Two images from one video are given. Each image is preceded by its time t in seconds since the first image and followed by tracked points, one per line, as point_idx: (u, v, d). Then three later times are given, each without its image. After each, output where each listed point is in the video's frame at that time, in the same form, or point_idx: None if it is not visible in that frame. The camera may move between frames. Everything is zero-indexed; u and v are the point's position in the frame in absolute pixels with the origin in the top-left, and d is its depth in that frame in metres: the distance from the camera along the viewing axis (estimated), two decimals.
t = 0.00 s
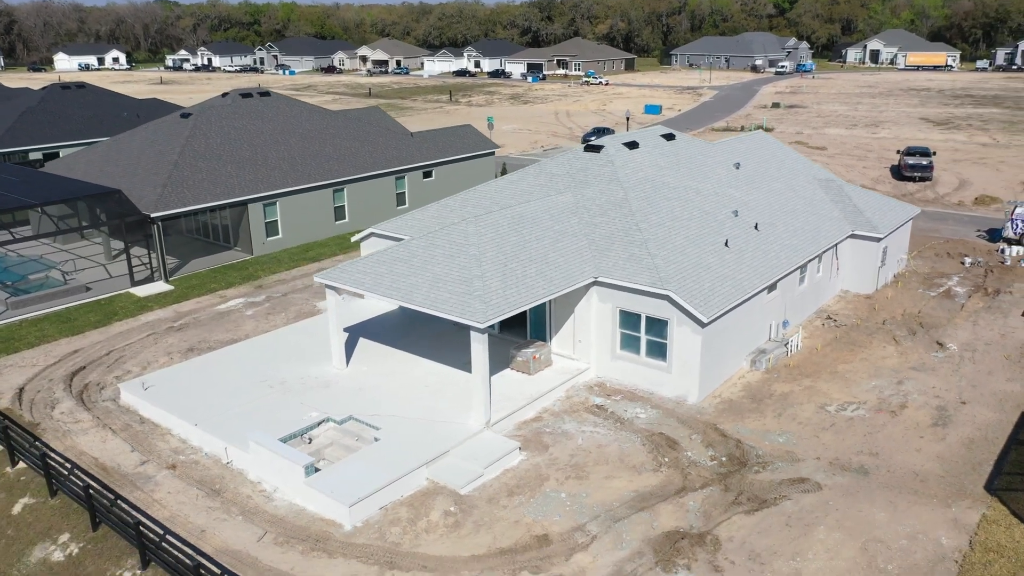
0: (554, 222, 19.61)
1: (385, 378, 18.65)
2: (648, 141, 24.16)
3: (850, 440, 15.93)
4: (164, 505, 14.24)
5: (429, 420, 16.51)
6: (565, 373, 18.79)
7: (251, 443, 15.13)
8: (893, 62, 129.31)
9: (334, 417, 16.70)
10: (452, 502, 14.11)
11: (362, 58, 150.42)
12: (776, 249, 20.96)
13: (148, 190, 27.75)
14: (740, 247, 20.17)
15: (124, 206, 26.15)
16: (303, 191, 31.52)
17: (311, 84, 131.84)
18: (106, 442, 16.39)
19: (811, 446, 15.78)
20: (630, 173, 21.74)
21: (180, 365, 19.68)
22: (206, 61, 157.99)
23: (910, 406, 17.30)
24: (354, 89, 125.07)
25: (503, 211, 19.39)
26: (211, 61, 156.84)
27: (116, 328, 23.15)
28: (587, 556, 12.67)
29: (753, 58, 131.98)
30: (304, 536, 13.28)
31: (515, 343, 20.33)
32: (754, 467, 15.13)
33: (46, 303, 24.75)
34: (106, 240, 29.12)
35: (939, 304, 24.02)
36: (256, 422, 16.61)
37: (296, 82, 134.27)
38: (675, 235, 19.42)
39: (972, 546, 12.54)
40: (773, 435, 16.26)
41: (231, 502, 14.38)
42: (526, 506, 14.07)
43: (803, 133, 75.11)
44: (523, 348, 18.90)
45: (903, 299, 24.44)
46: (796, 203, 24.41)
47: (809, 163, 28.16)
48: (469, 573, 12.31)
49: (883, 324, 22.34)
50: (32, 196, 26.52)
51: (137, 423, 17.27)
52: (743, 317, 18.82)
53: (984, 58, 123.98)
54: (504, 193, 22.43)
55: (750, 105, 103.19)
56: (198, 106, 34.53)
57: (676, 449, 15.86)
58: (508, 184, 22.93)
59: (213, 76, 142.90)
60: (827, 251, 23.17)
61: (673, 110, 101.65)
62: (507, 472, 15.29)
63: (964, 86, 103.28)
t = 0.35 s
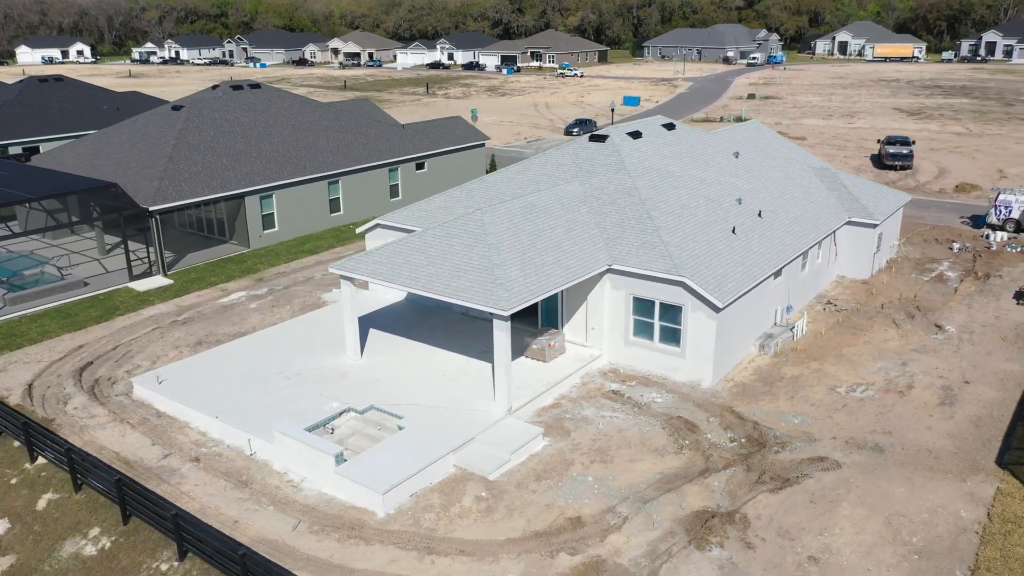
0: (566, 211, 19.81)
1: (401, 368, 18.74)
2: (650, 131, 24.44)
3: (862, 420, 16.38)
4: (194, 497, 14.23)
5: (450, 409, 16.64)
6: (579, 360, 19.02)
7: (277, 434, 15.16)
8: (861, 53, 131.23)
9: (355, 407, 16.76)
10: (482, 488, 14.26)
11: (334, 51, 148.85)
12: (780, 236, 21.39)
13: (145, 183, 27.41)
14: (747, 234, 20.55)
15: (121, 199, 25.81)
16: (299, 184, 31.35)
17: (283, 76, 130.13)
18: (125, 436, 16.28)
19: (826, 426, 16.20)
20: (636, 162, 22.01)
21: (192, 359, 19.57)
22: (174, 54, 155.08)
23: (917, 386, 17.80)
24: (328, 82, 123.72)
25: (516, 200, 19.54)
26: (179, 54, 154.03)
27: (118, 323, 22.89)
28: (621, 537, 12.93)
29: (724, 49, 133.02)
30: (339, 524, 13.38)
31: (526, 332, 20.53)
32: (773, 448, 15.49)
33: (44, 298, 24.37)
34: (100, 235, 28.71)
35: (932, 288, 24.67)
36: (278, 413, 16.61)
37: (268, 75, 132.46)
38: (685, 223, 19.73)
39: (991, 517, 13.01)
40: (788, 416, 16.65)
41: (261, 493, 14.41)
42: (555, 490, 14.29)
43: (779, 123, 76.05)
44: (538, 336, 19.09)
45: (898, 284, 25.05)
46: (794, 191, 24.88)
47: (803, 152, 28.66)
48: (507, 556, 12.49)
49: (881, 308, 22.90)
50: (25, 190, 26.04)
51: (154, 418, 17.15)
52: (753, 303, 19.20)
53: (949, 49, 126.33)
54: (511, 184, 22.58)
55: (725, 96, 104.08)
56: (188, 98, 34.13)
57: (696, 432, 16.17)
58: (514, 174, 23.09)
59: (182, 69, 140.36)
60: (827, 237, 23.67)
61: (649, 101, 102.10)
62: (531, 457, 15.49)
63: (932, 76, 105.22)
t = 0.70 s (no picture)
0: (572, 204, 19.99)
1: (412, 362, 18.79)
2: (647, 124, 24.73)
3: (870, 404, 16.82)
4: (217, 494, 14.18)
5: (466, 401, 16.75)
6: (588, 351, 19.23)
7: (296, 429, 15.13)
8: (826, 48, 133.30)
9: (371, 402, 16.78)
10: (506, 478, 14.41)
11: (302, 47, 147.13)
12: (779, 227, 21.80)
13: (136, 180, 27.01)
14: (748, 225, 20.92)
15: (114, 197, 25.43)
16: (291, 180, 31.13)
17: (252, 72, 128.27)
18: (140, 435, 16.15)
19: (835, 411, 16.61)
20: (637, 154, 22.25)
21: (198, 356, 19.42)
22: (137, 50, 152.00)
23: (918, 371, 18.31)
24: (298, 78, 122.28)
25: (523, 193, 19.67)
26: (143, 50, 151.02)
27: (117, 322, 22.60)
28: (648, 522, 13.16)
29: (693, 44, 134.12)
30: (368, 517, 13.43)
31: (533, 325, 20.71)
32: (786, 433, 15.86)
33: (38, 299, 23.98)
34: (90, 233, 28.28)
35: (922, 276, 25.32)
36: (294, 408, 16.57)
37: (235, 71, 130.49)
38: (688, 214, 20.02)
39: (1002, 495, 13.47)
40: (798, 402, 17.03)
41: (285, 488, 14.39)
42: (578, 478, 14.49)
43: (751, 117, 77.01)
44: (547, 328, 19.26)
45: (888, 272, 25.67)
46: (787, 182, 25.34)
47: (792, 144, 29.17)
48: (539, 544, 12.66)
49: (875, 296, 23.47)
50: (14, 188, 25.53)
51: (166, 416, 17.00)
52: (757, 293, 19.55)
53: (911, 43, 128.69)
54: (513, 177, 22.69)
55: (698, 90, 105.00)
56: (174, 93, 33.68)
57: (709, 419, 16.47)
58: (514, 168, 23.22)
59: (147, 65, 137.62)
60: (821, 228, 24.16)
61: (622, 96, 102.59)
62: (550, 447, 15.67)
63: (897, 70, 107.16)
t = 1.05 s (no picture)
0: (584, 203, 20.17)
1: (429, 361, 18.83)
2: (650, 123, 25.02)
3: (882, 395, 17.22)
4: (248, 496, 14.11)
5: (489, 400, 16.85)
6: (603, 348, 19.41)
7: (324, 430, 15.11)
8: (796, 48, 135.19)
9: (393, 401, 16.79)
10: (537, 474, 14.55)
11: (274, 48, 145.61)
12: (784, 224, 22.17)
13: (135, 183, 26.67)
14: (755, 221, 21.28)
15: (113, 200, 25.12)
16: (288, 181, 30.94)
17: (224, 74, 126.61)
18: (162, 438, 16.02)
19: (850, 402, 16.98)
20: (643, 153, 22.51)
21: (212, 359, 19.29)
22: (104, 52, 149.22)
23: (925, 362, 18.77)
24: (272, 79, 120.92)
25: (536, 192, 19.82)
26: (111, 51, 148.35)
27: (122, 326, 22.33)
28: (681, 514, 13.38)
29: (666, 44, 135.05)
30: (404, 515, 13.46)
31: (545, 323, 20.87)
32: (804, 424, 16.19)
33: (38, 303, 23.61)
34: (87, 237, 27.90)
35: (916, 270, 25.92)
36: (317, 409, 16.54)
37: (207, 72, 128.69)
38: (698, 211, 20.31)
39: (1020, 480, 13.89)
40: (813, 394, 17.38)
41: (316, 488, 14.37)
42: (607, 472, 14.66)
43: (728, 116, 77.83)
44: (562, 325, 19.42)
45: (885, 267, 26.23)
46: (786, 179, 25.78)
47: (787, 142, 29.65)
48: (576, 538, 12.80)
49: (875, 290, 23.97)
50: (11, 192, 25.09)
51: (185, 419, 16.87)
52: (767, 288, 19.87)
53: (878, 44, 130.87)
54: (521, 176, 22.84)
55: (675, 91, 105.85)
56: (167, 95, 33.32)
57: (728, 412, 16.75)
58: (521, 167, 23.37)
59: (116, 67, 135.14)
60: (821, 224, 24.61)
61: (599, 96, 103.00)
62: (575, 441, 15.84)
63: (867, 70, 108.98)
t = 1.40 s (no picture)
0: (592, 203, 20.31)
1: (442, 362, 18.83)
2: (649, 124, 25.26)
3: (891, 389, 17.57)
4: (273, 501, 14.02)
5: (506, 399, 16.89)
6: (614, 346, 19.56)
7: (345, 433, 15.05)
8: (765, 50, 136.86)
9: (410, 403, 16.76)
10: (562, 472, 14.65)
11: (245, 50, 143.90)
12: (785, 222, 22.51)
13: (129, 187, 26.28)
14: (758, 220, 21.58)
15: (108, 205, 24.74)
16: (282, 184, 30.70)
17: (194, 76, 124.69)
18: (178, 444, 15.85)
19: (860, 396, 17.31)
20: (645, 153, 22.72)
21: (220, 363, 19.11)
22: (69, 55, 146.25)
23: (928, 356, 19.18)
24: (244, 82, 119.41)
25: (544, 192, 19.91)
26: (76, 54, 145.47)
27: (122, 331, 21.99)
28: (707, 509, 13.55)
29: (637, 46, 135.83)
30: (433, 517, 13.47)
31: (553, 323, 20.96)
32: (818, 418, 16.47)
33: (34, 310, 23.21)
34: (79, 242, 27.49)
35: (909, 266, 26.46)
36: (334, 412, 16.46)
37: (178, 75, 126.69)
38: (703, 210, 20.55)
39: None
40: (823, 389, 17.69)
41: (341, 491, 14.31)
42: (630, 469, 14.79)
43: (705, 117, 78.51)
44: (574, 325, 19.52)
45: (878, 263, 26.73)
46: (782, 178, 26.17)
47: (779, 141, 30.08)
48: (607, 535, 12.91)
49: (871, 286, 24.44)
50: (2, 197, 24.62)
51: (200, 425, 16.69)
52: (772, 285, 20.16)
53: (846, 45, 132.90)
54: (524, 177, 22.93)
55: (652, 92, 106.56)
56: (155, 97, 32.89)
57: (742, 408, 16.98)
58: (524, 168, 23.46)
59: (82, 70, 132.44)
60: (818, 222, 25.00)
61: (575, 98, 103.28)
62: (594, 439, 15.94)
63: (837, 71, 110.63)
